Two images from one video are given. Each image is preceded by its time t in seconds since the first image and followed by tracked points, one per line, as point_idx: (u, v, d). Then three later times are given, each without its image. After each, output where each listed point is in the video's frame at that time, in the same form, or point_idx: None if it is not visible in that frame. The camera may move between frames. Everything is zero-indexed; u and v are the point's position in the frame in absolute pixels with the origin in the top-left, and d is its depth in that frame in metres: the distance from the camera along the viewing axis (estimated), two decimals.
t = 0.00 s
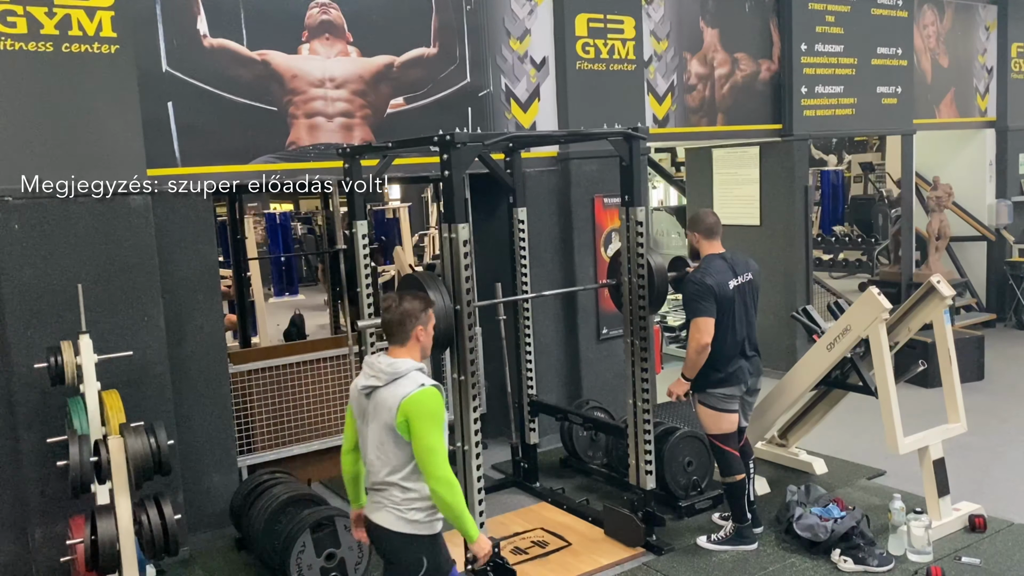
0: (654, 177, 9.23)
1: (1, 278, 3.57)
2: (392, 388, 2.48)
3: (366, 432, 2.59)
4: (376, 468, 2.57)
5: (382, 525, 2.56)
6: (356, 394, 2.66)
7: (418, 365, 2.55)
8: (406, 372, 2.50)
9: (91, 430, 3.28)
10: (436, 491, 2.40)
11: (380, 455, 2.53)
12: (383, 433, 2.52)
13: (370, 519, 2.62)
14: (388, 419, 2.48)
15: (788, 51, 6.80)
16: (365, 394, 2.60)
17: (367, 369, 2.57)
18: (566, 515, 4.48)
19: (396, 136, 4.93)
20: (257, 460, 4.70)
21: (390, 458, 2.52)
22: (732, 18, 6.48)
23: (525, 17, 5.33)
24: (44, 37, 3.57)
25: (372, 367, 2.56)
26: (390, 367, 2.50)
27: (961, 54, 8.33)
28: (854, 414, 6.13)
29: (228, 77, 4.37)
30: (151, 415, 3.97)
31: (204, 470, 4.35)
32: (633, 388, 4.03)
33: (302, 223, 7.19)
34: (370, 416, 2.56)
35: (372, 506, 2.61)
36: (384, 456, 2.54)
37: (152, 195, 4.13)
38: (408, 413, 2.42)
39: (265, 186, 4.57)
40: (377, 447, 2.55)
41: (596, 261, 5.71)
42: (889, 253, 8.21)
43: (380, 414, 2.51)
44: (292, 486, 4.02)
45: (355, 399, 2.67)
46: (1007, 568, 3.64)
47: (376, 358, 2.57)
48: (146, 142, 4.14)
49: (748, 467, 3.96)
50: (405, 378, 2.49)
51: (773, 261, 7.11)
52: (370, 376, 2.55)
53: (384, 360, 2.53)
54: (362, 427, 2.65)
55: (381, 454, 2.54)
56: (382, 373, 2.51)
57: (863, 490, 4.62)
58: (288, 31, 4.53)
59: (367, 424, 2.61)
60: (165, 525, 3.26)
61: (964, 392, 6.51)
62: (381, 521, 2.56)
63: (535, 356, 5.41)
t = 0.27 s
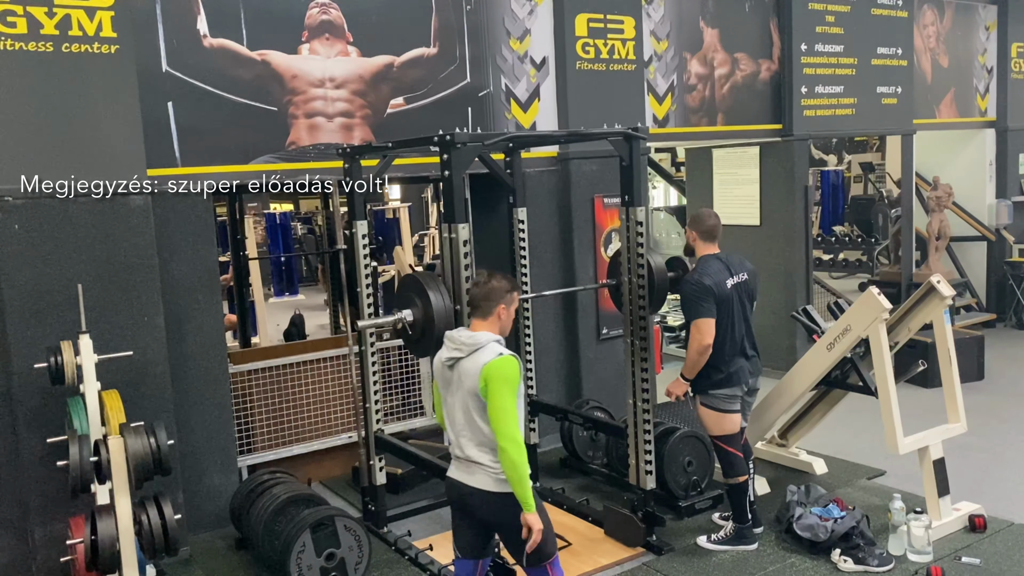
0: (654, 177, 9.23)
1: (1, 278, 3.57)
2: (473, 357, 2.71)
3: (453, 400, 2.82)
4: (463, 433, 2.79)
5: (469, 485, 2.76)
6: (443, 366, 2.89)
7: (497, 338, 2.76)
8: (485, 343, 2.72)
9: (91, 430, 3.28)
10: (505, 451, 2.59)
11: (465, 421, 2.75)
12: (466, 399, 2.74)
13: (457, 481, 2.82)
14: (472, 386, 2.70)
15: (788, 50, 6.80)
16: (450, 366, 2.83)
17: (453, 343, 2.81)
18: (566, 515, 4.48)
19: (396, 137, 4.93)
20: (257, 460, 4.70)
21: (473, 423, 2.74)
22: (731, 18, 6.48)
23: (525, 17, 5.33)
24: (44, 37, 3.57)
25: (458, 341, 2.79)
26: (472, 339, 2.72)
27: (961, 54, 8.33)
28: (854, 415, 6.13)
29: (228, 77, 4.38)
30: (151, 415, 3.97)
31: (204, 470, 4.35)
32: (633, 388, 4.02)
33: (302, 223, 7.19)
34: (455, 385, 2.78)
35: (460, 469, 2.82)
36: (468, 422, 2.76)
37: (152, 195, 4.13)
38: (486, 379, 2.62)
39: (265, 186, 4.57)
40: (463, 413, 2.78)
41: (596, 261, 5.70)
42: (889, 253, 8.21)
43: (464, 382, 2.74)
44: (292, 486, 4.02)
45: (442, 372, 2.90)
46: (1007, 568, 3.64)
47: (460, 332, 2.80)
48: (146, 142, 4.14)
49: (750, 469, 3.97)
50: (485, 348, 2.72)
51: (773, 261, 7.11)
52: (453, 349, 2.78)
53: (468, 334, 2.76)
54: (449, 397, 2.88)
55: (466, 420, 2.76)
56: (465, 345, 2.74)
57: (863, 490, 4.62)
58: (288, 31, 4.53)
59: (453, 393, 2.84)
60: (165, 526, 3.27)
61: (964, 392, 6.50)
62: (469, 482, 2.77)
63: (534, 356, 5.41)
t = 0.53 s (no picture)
0: (654, 177, 9.23)
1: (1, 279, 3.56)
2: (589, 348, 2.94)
3: (557, 388, 3.01)
4: (564, 419, 2.98)
5: (571, 468, 2.97)
6: (540, 356, 3.05)
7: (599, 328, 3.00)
8: (593, 333, 2.96)
9: (91, 430, 3.28)
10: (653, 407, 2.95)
11: (575, 408, 2.96)
12: (574, 387, 2.96)
13: (553, 465, 3.01)
14: (587, 374, 2.93)
15: (788, 50, 6.80)
16: (553, 356, 3.01)
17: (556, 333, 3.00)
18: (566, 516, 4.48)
19: (396, 137, 4.93)
20: (257, 460, 4.70)
21: (580, 410, 2.95)
22: (731, 18, 6.48)
23: (525, 17, 5.33)
24: (44, 37, 3.57)
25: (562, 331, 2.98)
26: (584, 331, 2.95)
27: (961, 54, 8.33)
28: (854, 415, 6.13)
29: (228, 77, 4.38)
30: (151, 415, 3.97)
31: (204, 470, 4.35)
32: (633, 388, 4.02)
33: (302, 223, 7.19)
34: (564, 375, 2.98)
35: (556, 454, 3.01)
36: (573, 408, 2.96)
37: (152, 194, 4.13)
38: (608, 363, 2.89)
39: (265, 186, 4.57)
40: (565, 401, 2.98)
41: (596, 261, 5.71)
42: (889, 253, 8.20)
43: (577, 371, 2.95)
44: (292, 486, 4.02)
45: (536, 362, 3.07)
46: (1007, 568, 3.64)
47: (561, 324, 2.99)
48: (146, 142, 4.14)
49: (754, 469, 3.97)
50: (593, 338, 2.96)
51: (773, 261, 7.11)
52: (560, 341, 2.97)
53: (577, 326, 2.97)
54: (545, 386, 3.05)
55: (571, 407, 2.97)
56: (577, 338, 2.95)
57: (863, 490, 4.63)
58: (288, 32, 4.53)
59: (554, 382, 3.02)
60: (165, 525, 3.26)
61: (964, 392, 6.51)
62: (573, 464, 2.96)
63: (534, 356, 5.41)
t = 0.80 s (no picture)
0: (654, 177, 9.23)
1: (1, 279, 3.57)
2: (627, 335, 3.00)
3: (600, 379, 3.05)
4: (613, 406, 3.05)
5: (625, 454, 3.04)
6: (578, 350, 3.09)
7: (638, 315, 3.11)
8: (627, 320, 3.02)
9: (91, 430, 3.28)
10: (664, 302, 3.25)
11: (623, 395, 3.02)
12: (620, 375, 3.02)
13: (607, 453, 3.08)
14: (629, 361, 2.99)
15: (788, 50, 6.80)
16: (591, 349, 3.04)
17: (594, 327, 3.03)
18: (566, 515, 4.48)
19: (396, 137, 4.94)
20: (257, 460, 4.69)
21: (627, 395, 3.03)
22: (731, 18, 6.48)
23: (525, 17, 5.33)
24: (44, 37, 3.57)
25: (599, 326, 3.02)
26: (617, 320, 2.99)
27: (961, 54, 8.33)
28: (854, 415, 6.14)
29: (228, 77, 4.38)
30: (151, 415, 3.97)
31: (204, 470, 4.35)
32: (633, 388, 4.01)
33: (302, 223, 7.20)
34: (605, 365, 3.01)
35: (609, 442, 3.07)
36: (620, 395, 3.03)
37: (152, 194, 4.13)
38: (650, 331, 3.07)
39: (265, 186, 4.57)
40: (610, 388, 3.04)
41: (596, 261, 5.71)
42: (889, 253, 8.20)
43: (619, 359, 3.00)
44: (292, 486, 4.02)
45: (575, 356, 3.10)
46: (1007, 568, 3.64)
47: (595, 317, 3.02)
48: (146, 142, 4.14)
49: (754, 468, 3.99)
50: (628, 325, 3.02)
51: (773, 261, 7.11)
52: (597, 333, 3.01)
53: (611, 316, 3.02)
54: (586, 376, 3.10)
55: (619, 393, 3.03)
56: (614, 327, 2.99)
57: (863, 490, 4.63)
58: (288, 32, 4.53)
59: (594, 372, 3.06)
60: (165, 525, 3.28)
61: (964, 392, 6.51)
62: (621, 449, 3.04)
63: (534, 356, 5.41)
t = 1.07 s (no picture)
0: (654, 177, 9.23)
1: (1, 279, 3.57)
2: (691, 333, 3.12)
3: (660, 376, 3.12)
4: (671, 404, 3.12)
5: (677, 448, 3.14)
6: (640, 348, 3.12)
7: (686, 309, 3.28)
8: (689, 318, 3.15)
9: (91, 430, 3.28)
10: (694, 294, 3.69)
11: (683, 390, 3.13)
12: (682, 370, 3.13)
13: (657, 448, 3.14)
14: (691, 357, 3.13)
15: (788, 50, 6.80)
16: (656, 347, 3.09)
17: (659, 324, 3.09)
18: (566, 515, 4.48)
19: (396, 137, 4.94)
20: (258, 460, 4.69)
21: (685, 391, 3.14)
22: (731, 18, 6.48)
23: (525, 17, 5.33)
24: (44, 37, 3.57)
25: (666, 321, 3.10)
26: (686, 318, 3.10)
27: (961, 54, 8.33)
28: (854, 415, 6.14)
29: (228, 77, 4.38)
30: (151, 415, 3.97)
31: (204, 470, 4.35)
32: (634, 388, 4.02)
33: (302, 223, 7.20)
34: (673, 362, 3.10)
35: (661, 438, 3.13)
36: (677, 392, 3.12)
37: (151, 194, 4.13)
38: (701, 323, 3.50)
39: (265, 186, 4.57)
40: (669, 384, 3.12)
41: (596, 261, 5.71)
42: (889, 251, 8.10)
43: (684, 353, 3.13)
44: (292, 486, 4.03)
45: (634, 355, 3.12)
46: (1007, 568, 3.64)
47: (659, 315, 3.09)
48: (146, 142, 4.14)
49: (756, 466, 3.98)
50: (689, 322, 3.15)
51: (773, 261, 7.11)
52: (666, 331, 3.08)
53: (675, 313, 3.12)
54: (644, 375, 3.13)
55: (678, 389, 3.13)
56: (683, 325, 3.10)
57: (863, 490, 4.63)
58: (288, 32, 4.53)
59: (655, 371, 3.12)
60: (165, 525, 3.27)
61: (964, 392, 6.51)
62: (675, 443, 3.13)
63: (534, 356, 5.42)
